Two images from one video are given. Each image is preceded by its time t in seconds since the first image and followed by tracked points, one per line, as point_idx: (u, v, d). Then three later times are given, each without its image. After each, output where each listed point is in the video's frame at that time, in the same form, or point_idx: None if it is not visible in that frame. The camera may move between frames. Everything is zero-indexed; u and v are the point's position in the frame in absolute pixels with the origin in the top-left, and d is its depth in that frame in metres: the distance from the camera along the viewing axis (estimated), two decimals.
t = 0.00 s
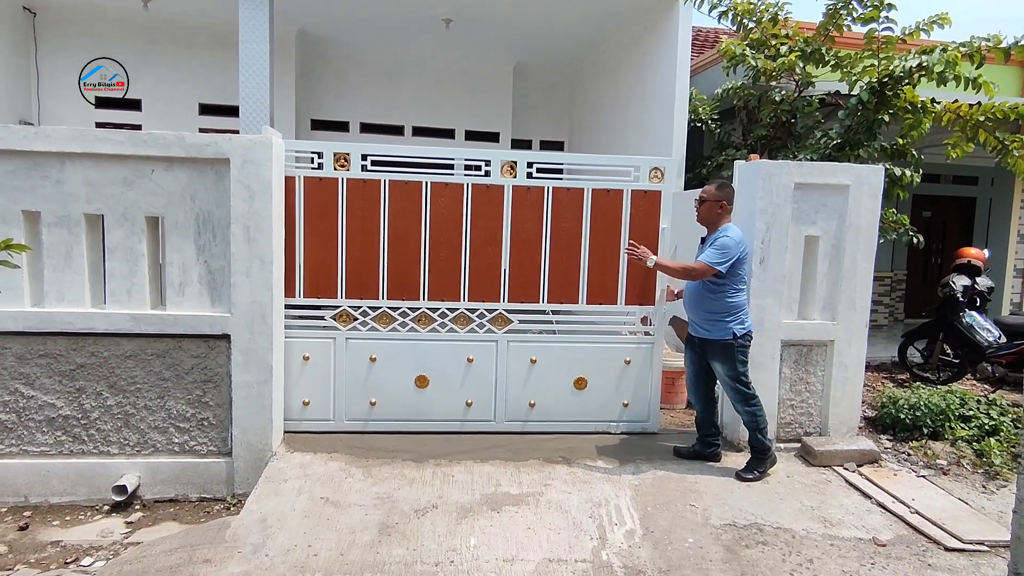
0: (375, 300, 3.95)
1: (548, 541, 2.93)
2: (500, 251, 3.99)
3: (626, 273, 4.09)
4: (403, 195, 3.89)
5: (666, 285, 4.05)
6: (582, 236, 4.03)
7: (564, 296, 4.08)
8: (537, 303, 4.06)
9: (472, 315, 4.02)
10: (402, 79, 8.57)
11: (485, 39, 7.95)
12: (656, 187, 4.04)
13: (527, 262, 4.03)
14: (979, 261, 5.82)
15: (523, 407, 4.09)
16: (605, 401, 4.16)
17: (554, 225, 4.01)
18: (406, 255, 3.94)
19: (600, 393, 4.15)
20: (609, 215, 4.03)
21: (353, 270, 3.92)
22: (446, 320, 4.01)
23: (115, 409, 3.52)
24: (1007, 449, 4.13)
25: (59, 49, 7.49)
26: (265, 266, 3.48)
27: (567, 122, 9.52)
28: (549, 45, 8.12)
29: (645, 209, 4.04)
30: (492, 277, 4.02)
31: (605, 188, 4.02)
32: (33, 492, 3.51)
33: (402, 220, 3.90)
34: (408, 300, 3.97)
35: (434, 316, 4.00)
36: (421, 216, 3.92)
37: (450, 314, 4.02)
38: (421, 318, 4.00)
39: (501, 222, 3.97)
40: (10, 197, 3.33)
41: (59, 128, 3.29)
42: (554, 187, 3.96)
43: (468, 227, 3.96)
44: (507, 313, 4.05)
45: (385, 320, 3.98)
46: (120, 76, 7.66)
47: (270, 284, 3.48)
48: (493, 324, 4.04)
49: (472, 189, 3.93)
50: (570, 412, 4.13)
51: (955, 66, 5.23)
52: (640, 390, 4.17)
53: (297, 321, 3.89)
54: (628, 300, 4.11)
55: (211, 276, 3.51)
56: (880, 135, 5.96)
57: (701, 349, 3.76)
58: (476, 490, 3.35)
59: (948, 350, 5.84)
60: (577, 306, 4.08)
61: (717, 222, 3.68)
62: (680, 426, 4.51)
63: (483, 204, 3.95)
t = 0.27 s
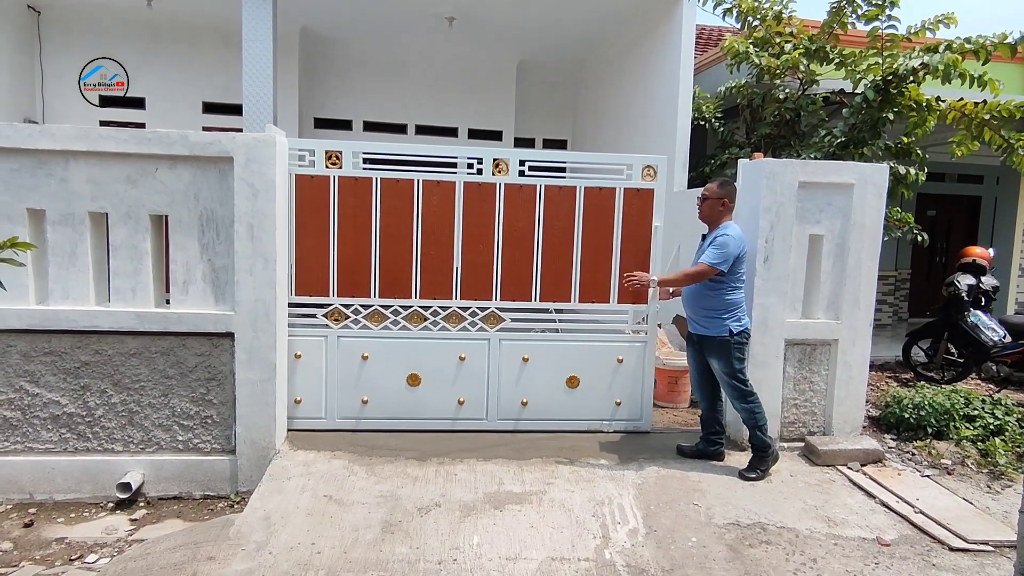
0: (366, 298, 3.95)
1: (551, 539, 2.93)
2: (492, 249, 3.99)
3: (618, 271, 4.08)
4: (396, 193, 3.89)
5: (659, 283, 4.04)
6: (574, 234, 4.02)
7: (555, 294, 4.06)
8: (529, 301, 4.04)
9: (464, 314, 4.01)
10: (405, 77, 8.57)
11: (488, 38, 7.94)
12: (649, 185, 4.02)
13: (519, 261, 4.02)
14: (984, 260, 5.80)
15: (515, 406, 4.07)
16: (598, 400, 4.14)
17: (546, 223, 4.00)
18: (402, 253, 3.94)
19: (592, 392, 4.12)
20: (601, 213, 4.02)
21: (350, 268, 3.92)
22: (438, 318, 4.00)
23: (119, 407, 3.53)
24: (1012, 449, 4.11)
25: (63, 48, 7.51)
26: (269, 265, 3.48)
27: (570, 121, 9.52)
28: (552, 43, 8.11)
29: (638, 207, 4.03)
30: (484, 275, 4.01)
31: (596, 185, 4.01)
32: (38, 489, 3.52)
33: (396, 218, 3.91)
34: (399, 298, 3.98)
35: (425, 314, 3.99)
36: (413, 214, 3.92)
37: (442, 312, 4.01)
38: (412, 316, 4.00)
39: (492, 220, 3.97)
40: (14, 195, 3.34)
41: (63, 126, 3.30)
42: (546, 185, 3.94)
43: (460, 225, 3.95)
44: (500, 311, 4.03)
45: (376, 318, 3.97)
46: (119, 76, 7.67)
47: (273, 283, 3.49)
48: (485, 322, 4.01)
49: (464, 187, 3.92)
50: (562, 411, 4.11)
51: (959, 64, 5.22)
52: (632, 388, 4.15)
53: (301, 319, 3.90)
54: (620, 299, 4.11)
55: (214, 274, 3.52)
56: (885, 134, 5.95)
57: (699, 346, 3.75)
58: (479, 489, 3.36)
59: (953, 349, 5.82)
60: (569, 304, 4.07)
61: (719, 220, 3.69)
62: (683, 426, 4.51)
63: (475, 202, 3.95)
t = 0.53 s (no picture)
0: (357, 296, 3.94)
1: (554, 538, 2.93)
2: (484, 247, 3.97)
3: (610, 270, 4.06)
4: (390, 191, 3.88)
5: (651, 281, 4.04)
6: (566, 233, 4.01)
7: (547, 293, 4.05)
8: (520, 300, 4.03)
9: (455, 312, 4.00)
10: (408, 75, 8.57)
11: (491, 36, 7.94)
12: (641, 183, 4.00)
13: (511, 259, 4.00)
14: (989, 259, 5.78)
15: (507, 404, 4.07)
16: (590, 398, 4.13)
17: (538, 221, 3.99)
18: (395, 252, 3.94)
19: (584, 390, 4.12)
20: (593, 211, 4.01)
21: (346, 266, 3.91)
22: (429, 317, 4.00)
23: (123, 405, 3.54)
24: (1017, 449, 4.09)
25: (67, 46, 7.53)
26: (272, 264, 3.49)
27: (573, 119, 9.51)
28: (556, 41, 8.10)
29: (629, 206, 4.02)
30: (476, 274, 4.00)
31: (588, 184, 4.01)
32: (43, 486, 3.54)
33: (389, 217, 3.90)
34: (390, 296, 3.96)
35: (417, 313, 3.99)
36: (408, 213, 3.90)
37: (433, 310, 4.01)
38: (403, 314, 4.00)
39: (484, 218, 3.95)
40: (19, 193, 3.35)
41: (68, 125, 3.31)
42: (538, 183, 3.93)
43: (452, 223, 3.94)
44: (491, 310, 4.03)
45: (367, 317, 3.97)
46: (119, 76, 7.69)
47: (276, 282, 3.49)
48: (476, 321, 4.01)
49: (455, 185, 3.90)
50: (553, 410, 4.11)
51: (964, 62, 5.19)
52: (624, 387, 4.15)
53: (305, 317, 3.90)
54: (612, 297, 4.09)
55: (218, 272, 3.53)
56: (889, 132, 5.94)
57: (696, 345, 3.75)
58: (482, 487, 3.36)
59: (957, 349, 5.81)
60: (560, 303, 4.06)
61: (717, 219, 3.70)
62: (686, 424, 4.50)
63: (467, 200, 3.93)
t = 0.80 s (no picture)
0: (349, 294, 3.93)
1: (556, 537, 2.94)
2: (476, 246, 3.96)
3: (603, 269, 4.05)
4: (384, 189, 3.87)
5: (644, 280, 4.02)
6: (558, 231, 3.99)
7: (539, 292, 4.03)
8: (512, 299, 4.02)
9: (447, 311, 3.99)
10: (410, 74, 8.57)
11: (493, 35, 7.93)
12: (633, 182, 3.98)
13: (502, 258, 3.99)
14: (992, 258, 5.77)
15: (499, 403, 4.07)
16: (581, 397, 4.12)
17: (530, 220, 3.97)
18: (389, 250, 3.93)
19: (575, 389, 4.11)
20: (586, 210, 3.99)
21: (342, 265, 3.91)
22: (421, 315, 3.98)
23: (126, 403, 3.55)
24: (1021, 448, 4.08)
25: (70, 46, 7.55)
26: (274, 262, 3.49)
27: (576, 118, 9.50)
28: (558, 40, 8.09)
29: (622, 204, 4.00)
30: (468, 272, 3.99)
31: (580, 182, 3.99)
32: (46, 484, 3.55)
33: (382, 215, 3.89)
34: (381, 294, 3.95)
35: (408, 311, 3.98)
36: (407, 212, 3.90)
37: (424, 309, 4.00)
38: (394, 312, 3.98)
39: (476, 216, 3.94)
40: (22, 192, 3.36)
41: (70, 124, 3.32)
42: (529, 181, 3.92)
43: (443, 222, 3.93)
44: (483, 309, 4.02)
45: (359, 315, 3.96)
46: (119, 76, 7.69)
47: (279, 280, 3.50)
48: (468, 319, 4.00)
49: (447, 184, 3.89)
50: (545, 408, 4.11)
51: (967, 59, 5.17)
52: (616, 386, 4.14)
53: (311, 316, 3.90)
54: (605, 296, 4.07)
55: (221, 271, 3.53)
56: (892, 130, 5.93)
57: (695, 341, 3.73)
58: (484, 486, 3.36)
59: (960, 348, 5.79)
60: (552, 302, 4.04)
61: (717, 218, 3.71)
62: (688, 423, 4.50)
63: (458, 199, 3.92)
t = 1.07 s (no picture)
0: (341, 293, 3.93)
1: (557, 536, 2.94)
2: (468, 245, 3.97)
3: (596, 268, 4.05)
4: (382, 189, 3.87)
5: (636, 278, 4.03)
6: (551, 230, 3.99)
7: (532, 291, 4.03)
8: (505, 298, 4.02)
9: (440, 310, 3.99)
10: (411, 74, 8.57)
11: (494, 34, 7.93)
12: (626, 180, 3.98)
13: (495, 256, 3.99)
14: (995, 257, 5.75)
15: (492, 403, 4.06)
16: (574, 396, 4.12)
17: (522, 219, 3.97)
18: (385, 250, 3.93)
19: (569, 388, 4.11)
20: (578, 209, 3.99)
21: (342, 265, 3.91)
22: (414, 314, 3.99)
23: (129, 402, 3.56)
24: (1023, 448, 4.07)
25: (72, 45, 7.56)
26: (276, 262, 3.50)
27: (577, 117, 9.49)
28: (559, 39, 8.08)
29: (614, 203, 4.00)
30: (461, 271, 3.99)
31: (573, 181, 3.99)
32: (49, 483, 3.55)
33: (377, 215, 3.89)
34: (374, 293, 3.95)
35: (401, 310, 3.98)
36: (407, 211, 3.91)
37: (418, 308, 4.00)
38: (387, 311, 3.98)
39: (468, 215, 3.94)
40: (24, 192, 3.36)
41: (72, 124, 3.33)
42: (522, 180, 3.92)
43: (436, 221, 3.93)
44: (476, 308, 4.01)
45: (351, 314, 3.96)
46: (119, 76, 7.70)
47: (280, 280, 3.50)
48: (461, 318, 4.00)
49: (439, 183, 3.89)
50: (538, 408, 4.10)
51: (969, 58, 5.16)
52: (609, 385, 4.14)
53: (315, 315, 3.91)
54: (598, 295, 4.07)
55: (222, 271, 3.54)
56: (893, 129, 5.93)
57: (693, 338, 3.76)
58: (485, 485, 3.36)
59: (963, 347, 5.77)
60: (546, 301, 4.03)
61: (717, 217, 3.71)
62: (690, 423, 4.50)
63: (451, 198, 3.92)
